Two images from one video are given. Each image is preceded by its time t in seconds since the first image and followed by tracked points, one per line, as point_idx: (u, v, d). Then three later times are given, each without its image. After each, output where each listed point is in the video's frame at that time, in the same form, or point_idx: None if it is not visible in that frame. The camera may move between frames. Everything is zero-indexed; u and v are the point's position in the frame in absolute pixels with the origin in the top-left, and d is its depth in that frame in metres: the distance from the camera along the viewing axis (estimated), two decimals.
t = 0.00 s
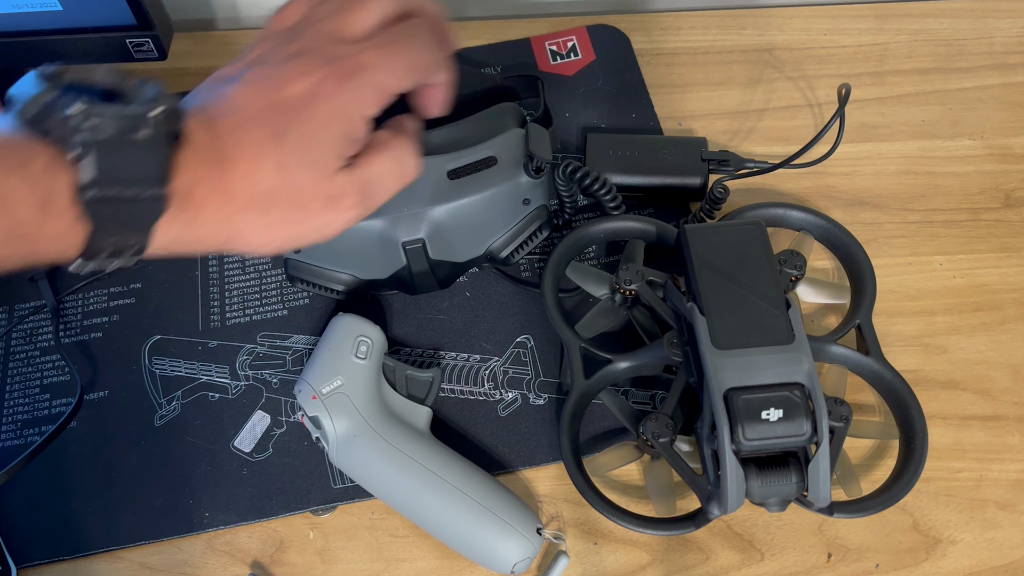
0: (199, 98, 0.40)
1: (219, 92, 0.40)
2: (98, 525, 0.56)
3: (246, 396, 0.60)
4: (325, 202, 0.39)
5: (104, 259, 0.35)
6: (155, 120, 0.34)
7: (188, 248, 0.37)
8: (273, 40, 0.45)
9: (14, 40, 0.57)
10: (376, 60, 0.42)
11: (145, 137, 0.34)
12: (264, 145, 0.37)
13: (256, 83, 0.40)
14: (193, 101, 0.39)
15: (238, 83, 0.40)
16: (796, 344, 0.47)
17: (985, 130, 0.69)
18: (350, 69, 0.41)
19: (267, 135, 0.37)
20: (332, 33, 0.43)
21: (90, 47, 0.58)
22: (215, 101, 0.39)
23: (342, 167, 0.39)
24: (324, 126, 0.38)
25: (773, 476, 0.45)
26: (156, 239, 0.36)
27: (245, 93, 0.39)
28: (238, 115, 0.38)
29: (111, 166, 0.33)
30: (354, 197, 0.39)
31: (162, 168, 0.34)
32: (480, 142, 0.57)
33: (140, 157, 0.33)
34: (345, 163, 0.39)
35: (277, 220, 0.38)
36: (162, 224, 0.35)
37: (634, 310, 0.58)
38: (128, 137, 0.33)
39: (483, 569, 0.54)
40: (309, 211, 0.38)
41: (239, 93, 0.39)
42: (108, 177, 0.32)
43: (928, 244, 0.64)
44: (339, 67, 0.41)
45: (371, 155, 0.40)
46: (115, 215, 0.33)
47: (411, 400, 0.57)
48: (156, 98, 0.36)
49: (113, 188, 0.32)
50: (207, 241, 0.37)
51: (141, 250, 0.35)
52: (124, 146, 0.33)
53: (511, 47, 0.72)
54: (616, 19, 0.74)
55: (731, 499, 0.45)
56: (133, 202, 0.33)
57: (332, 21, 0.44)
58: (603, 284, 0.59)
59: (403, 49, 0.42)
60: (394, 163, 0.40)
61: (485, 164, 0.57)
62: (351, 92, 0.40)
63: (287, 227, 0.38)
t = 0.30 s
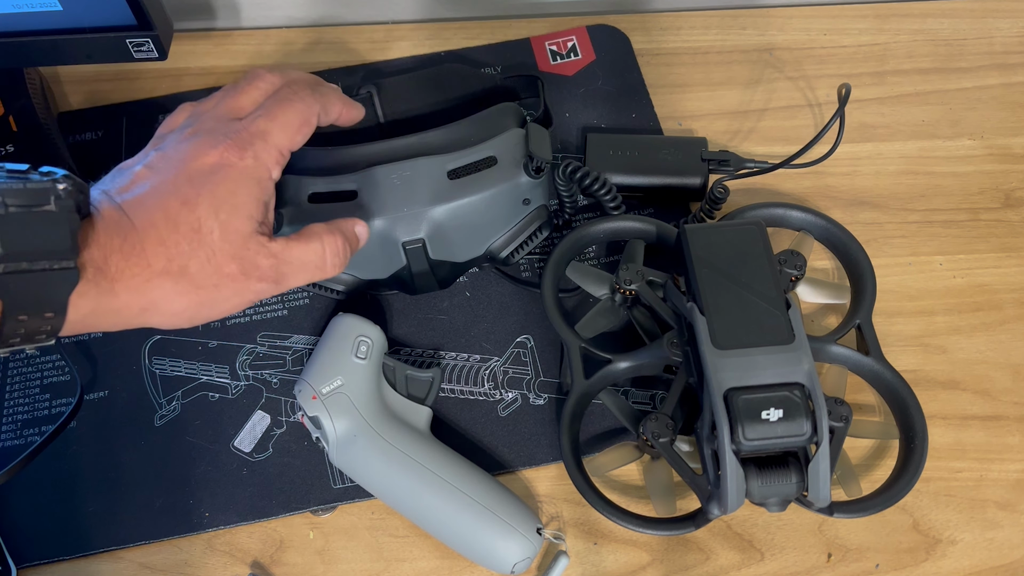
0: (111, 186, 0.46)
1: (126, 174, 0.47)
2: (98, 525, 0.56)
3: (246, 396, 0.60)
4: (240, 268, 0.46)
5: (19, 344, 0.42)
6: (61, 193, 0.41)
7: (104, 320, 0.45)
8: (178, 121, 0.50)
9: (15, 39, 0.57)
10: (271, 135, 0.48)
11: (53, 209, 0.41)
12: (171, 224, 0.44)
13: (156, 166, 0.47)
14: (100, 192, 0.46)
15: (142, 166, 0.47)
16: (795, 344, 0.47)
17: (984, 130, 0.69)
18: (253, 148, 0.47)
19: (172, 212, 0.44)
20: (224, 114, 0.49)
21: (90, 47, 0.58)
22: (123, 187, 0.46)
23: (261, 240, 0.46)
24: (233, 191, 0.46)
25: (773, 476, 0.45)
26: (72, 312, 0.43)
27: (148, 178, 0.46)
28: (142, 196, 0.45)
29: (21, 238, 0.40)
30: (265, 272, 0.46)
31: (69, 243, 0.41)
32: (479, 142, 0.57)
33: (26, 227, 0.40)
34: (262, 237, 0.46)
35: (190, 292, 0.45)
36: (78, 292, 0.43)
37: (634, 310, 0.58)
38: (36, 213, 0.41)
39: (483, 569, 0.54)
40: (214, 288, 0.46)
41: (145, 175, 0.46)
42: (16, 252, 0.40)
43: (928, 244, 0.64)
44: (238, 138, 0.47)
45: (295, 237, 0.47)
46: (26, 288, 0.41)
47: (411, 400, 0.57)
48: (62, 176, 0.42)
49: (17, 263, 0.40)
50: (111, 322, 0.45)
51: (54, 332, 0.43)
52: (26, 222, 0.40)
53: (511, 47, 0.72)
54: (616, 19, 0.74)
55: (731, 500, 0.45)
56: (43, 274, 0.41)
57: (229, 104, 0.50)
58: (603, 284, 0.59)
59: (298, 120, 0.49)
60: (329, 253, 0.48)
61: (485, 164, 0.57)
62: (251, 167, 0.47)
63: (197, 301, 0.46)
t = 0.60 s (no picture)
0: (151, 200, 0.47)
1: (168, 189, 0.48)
2: (98, 525, 0.56)
3: (246, 396, 0.60)
4: (265, 305, 0.46)
5: (39, 359, 0.43)
6: (96, 223, 0.42)
7: (126, 341, 0.46)
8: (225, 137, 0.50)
9: (15, 39, 0.57)
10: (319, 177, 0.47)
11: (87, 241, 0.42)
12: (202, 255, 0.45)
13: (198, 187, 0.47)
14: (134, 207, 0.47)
15: (181, 186, 0.47)
16: (796, 344, 0.47)
17: (984, 130, 0.69)
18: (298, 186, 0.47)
19: (205, 242, 0.45)
20: (271, 144, 0.49)
21: (90, 47, 0.58)
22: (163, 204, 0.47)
23: (290, 278, 0.46)
24: (270, 229, 0.46)
25: (773, 476, 0.45)
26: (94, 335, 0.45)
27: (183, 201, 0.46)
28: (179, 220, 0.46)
29: (51, 267, 0.41)
30: (290, 310, 0.47)
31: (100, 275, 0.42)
32: (479, 142, 0.57)
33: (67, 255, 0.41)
34: (293, 274, 0.47)
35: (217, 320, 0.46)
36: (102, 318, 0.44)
37: (634, 310, 0.58)
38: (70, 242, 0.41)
39: (483, 569, 0.54)
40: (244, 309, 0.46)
41: (183, 197, 0.46)
42: (45, 280, 0.41)
43: (928, 244, 0.64)
44: (285, 173, 0.47)
45: (324, 275, 0.47)
46: (53, 315, 0.41)
47: (411, 400, 0.57)
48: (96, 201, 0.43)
49: (47, 293, 0.41)
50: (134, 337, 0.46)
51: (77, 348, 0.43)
52: (57, 251, 0.41)
53: (511, 47, 0.72)
54: (616, 19, 0.74)
55: (731, 500, 0.45)
56: (72, 302, 0.41)
57: (280, 130, 0.50)
58: (603, 284, 0.59)
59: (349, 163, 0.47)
60: (357, 290, 0.48)
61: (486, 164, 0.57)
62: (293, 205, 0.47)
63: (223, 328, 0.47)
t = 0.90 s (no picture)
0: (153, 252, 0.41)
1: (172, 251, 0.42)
2: (97, 525, 0.56)
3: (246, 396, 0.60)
4: (221, 405, 0.39)
5: None
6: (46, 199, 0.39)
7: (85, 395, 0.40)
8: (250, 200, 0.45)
9: (16, 39, 0.57)
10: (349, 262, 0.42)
11: (45, 313, 0.36)
12: (187, 325, 0.39)
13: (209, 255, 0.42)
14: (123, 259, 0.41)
15: (186, 252, 0.42)
16: (796, 344, 0.47)
17: (984, 130, 0.69)
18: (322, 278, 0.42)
19: (172, 329, 0.39)
20: (299, 242, 0.42)
21: (89, 47, 0.58)
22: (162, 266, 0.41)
23: (254, 388, 0.39)
24: (244, 344, 0.38)
25: (773, 476, 0.45)
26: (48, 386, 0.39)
27: (187, 263, 0.41)
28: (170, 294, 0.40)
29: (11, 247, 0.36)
30: (252, 416, 0.40)
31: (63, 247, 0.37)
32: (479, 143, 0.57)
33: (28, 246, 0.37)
34: (262, 382, 0.39)
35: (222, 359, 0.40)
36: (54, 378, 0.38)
37: (634, 310, 0.58)
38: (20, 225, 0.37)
39: (483, 569, 0.54)
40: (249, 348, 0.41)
41: (180, 267, 0.41)
42: None
43: (928, 244, 0.64)
44: (294, 287, 0.40)
45: (296, 387, 0.39)
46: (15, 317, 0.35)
47: (411, 400, 0.57)
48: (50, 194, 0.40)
49: None
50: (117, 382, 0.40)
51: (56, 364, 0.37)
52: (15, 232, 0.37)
53: (511, 47, 0.72)
54: (616, 19, 0.74)
55: (731, 499, 0.45)
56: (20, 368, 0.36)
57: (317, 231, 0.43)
58: (603, 284, 0.59)
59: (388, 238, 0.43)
60: (330, 407, 0.39)
61: (485, 164, 0.57)
62: (285, 325, 0.39)
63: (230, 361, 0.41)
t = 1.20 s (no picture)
0: (201, 118, 0.46)
1: (221, 109, 0.47)
2: (97, 525, 0.56)
3: (246, 396, 0.60)
4: (323, 208, 0.47)
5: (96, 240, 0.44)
6: (148, 99, 0.42)
7: (178, 228, 0.46)
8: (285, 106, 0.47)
9: (15, 39, 0.57)
10: (365, 201, 0.47)
11: (138, 115, 0.42)
12: (265, 145, 0.45)
13: (252, 139, 0.45)
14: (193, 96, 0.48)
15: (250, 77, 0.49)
16: (796, 344, 0.47)
17: (984, 130, 0.69)
18: (343, 207, 0.47)
19: (273, 135, 0.46)
20: (349, 55, 0.51)
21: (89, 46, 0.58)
22: (212, 128, 0.45)
23: (349, 185, 0.47)
24: (340, 129, 0.47)
25: (773, 476, 0.45)
26: (150, 218, 0.45)
27: (251, 90, 0.48)
28: (210, 166, 0.45)
29: (103, 141, 0.41)
30: (346, 217, 0.47)
31: (153, 153, 0.42)
32: (479, 142, 0.57)
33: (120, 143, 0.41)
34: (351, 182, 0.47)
35: (263, 221, 0.46)
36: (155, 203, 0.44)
37: (634, 310, 0.58)
38: (123, 116, 0.41)
39: (483, 569, 0.54)
40: (285, 224, 0.47)
41: (251, 86, 0.48)
42: (96, 155, 0.41)
43: (928, 244, 0.64)
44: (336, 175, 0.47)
45: (379, 187, 0.47)
46: (103, 192, 0.42)
47: (411, 400, 0.57)
48: (151, 79, 0.42)
49: (96, 169, 0.41)
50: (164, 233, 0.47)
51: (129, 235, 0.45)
52: (111, 126, 0.41)
53: (511, 47, 0.72)
54: (616, 19, 0.74)
55: (731, 499, 0.45)
56: (124, 180, 0.42)
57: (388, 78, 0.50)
58: (603, 284, 0.59)
59: (396, 190, 0.48)
60: (397, 216, 0.49)
61: (485, 164, 0.57)
62: (367, 103, 0.48)
63: (268, 230, 0.47)
